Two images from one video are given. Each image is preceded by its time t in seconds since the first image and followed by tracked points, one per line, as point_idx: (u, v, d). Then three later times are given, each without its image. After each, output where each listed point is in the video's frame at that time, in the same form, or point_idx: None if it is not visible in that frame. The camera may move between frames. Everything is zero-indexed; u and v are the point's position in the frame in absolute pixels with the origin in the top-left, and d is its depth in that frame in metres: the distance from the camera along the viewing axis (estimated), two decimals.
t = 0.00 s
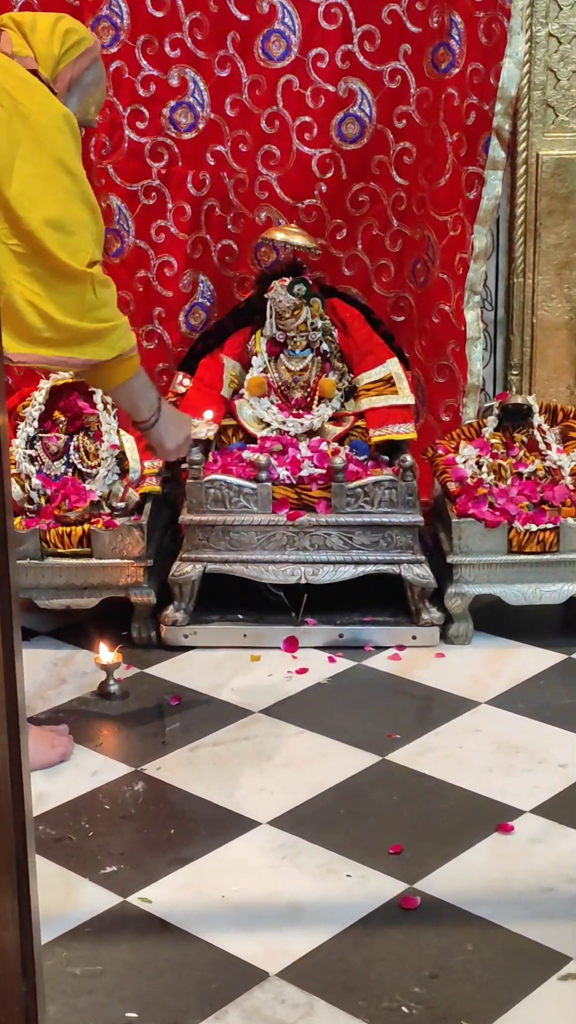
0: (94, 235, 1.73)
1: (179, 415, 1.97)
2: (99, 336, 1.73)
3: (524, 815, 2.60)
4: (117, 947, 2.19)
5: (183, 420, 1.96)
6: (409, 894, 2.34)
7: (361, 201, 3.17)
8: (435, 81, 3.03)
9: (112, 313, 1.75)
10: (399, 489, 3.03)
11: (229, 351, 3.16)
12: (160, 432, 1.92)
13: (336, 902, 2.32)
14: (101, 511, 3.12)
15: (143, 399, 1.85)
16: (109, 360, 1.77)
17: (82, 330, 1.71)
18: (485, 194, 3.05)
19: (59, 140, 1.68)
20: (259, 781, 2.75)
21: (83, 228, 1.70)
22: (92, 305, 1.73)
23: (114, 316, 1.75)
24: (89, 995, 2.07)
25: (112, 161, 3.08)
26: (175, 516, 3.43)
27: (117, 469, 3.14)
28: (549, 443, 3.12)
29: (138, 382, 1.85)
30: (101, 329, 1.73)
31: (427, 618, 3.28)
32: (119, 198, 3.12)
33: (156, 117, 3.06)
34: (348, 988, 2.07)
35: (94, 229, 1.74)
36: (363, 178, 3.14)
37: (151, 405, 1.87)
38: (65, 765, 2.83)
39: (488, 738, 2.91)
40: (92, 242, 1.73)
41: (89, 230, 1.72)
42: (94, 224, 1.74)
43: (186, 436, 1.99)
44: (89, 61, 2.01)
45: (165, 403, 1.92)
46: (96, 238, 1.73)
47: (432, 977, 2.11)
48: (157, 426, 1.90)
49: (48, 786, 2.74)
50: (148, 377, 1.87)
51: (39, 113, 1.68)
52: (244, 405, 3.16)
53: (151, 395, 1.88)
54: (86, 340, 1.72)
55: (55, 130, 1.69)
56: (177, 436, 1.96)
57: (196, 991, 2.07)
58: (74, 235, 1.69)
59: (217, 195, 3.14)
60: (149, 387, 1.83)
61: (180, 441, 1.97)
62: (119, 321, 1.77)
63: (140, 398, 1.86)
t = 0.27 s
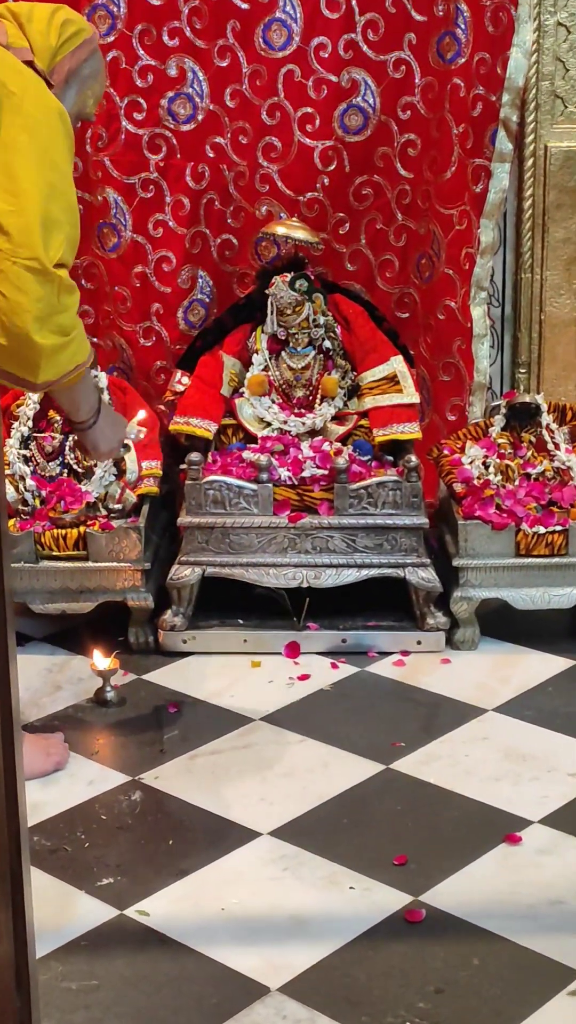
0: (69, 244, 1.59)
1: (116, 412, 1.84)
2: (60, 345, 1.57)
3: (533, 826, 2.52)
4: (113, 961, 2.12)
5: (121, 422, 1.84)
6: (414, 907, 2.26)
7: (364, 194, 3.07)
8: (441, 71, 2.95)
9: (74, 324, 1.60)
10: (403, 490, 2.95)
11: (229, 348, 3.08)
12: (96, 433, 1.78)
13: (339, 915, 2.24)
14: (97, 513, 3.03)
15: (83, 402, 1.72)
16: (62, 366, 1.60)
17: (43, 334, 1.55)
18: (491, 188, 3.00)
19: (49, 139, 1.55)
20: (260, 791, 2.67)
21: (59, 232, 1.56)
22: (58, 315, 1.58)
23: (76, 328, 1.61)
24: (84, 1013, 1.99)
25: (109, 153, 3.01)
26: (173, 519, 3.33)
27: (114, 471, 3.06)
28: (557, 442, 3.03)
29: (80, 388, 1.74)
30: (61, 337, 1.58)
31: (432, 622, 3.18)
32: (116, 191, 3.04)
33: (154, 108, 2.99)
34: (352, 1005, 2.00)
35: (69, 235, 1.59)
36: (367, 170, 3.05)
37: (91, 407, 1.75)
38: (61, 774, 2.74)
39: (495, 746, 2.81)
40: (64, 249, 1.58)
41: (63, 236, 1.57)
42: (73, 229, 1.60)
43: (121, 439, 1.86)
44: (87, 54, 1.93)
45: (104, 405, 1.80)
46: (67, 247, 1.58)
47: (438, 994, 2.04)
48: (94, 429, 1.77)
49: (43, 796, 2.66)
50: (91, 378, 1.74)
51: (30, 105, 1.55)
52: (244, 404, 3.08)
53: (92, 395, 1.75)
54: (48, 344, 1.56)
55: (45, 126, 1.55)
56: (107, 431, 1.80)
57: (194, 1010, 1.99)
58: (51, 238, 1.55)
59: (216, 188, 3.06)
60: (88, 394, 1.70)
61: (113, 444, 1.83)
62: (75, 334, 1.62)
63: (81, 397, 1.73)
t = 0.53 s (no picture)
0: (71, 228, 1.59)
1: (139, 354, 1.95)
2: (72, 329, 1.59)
3: (540, 838, 2.43)
4: (109, 979, 2.04)
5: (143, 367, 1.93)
6: (417, 923, 2.17)
7: (366, 190, 3.00)
8: (445, 62, 2.87)
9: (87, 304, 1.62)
10: (407, 493, 2.86)
11: (227, 348, 3.00)
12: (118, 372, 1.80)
13: (341, 932, 2.16)
14: (92, 517, 2.95)
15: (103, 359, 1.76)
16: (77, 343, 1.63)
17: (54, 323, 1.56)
18: (497, 183, 2.88)
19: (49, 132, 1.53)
20: (259, 803, 2.58)
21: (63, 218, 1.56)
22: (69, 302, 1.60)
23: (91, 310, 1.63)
24: None
25: (104, 147, 2.92)
26: (169, 526, 3.22)
27: (109, 474, 2.97)
28: (564, 444, 2.94)
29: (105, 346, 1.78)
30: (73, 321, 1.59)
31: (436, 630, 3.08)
32: (110, 186, 2.96)
33: (150, 101, 2.91)
34: None
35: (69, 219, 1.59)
36: (369, 166, 2.98)
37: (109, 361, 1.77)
38: (54, 786, 2.65)
39: (502, 757, 2.72)
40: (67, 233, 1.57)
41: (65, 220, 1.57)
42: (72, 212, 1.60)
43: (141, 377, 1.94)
44: (79, 42, 1.85)
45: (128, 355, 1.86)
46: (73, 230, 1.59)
47: (443, 1013, 1.95)
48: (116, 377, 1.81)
49: (36, 808, 2.57)
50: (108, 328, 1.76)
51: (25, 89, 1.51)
52: (243, 405, 3.00)
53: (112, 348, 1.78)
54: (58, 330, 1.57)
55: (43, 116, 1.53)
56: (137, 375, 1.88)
57: None
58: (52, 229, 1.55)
59: (214, 183, 2.97)
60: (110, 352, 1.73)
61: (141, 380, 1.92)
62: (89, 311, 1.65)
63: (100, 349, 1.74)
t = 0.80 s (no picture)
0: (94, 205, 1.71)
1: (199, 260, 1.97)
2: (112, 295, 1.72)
3: (551, 852, 2.34)
4: (104, 998, 1.95)
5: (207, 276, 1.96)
6: (423, 939, 2.08)
7: (370, 181, 2.90)
8: (452, 50, 2.77)
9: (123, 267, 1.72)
10: (411, 495, 2.77)
11: (226, 345, 2.89)
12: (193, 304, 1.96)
13: (344, 948, 2.06)
14: (87, 520, 2.85)
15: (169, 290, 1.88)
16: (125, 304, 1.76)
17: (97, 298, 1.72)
18: (505, 175, 2.79)
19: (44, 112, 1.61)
20: (260, 815, 2.48)
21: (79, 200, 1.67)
22: (98, 267, 1.69)
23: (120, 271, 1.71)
24: None
25: (98, 137, 2.84)
26: (167, 526, 3.13)
27: (105, 476, 2.87)
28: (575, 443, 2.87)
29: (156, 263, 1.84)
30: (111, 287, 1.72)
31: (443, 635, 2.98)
32: (106, 178, 2.87)
33: (147, 90, 2.82)
34: None
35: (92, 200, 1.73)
36: (373, 157, 2.88)
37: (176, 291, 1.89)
38: (48, 798, 2.55)
39: (510, 768, 2.62)
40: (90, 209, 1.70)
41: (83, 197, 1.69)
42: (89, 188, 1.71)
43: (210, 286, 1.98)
44: (70, 25, 1.81)
45: (185, 270, 1.91)
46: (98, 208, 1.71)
47: None
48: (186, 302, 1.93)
49: (29, 821, 2.47)
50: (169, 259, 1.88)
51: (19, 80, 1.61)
52: (243, 404, 2.90)
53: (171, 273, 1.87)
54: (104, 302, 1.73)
55: (43, 104, 1.63)
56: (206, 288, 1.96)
57: None
58: (67, 205, 1.65)
59: (213, 175, 2.88)
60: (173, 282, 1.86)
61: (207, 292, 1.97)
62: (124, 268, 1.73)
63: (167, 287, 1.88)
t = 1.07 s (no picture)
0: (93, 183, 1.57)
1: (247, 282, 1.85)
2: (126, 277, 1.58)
3: (563, 869, 2.22)
4: None
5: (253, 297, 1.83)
6: (429, 960, 1.98)
7: (374, 170, 2.80)
8: (459, 34, 2.67)
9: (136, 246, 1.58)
10: (417, 497, 2.67)
11: (224, 340, 2.78)
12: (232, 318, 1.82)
13: (347, 970, 1.95)
14: (79, 522, 2.75)
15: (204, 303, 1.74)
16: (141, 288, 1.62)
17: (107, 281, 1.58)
18: (514, 164, 2.68)
19: (30, 89, 1.46)
20: (259, 830, 2.36)
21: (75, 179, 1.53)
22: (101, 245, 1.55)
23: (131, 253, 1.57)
24: None
25: (91, 125, 2.73)
26: (163, 528, 3.03)
27: (98, 476, 2.78)
28: None
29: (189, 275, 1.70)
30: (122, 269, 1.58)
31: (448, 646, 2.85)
32: (99, 166, 2.76)
33: (142, 75, 2.71)
34: None
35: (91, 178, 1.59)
36: (377, 144, 2.78)
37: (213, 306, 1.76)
38: (38, 813, 2.43)
39: (520, 780, 2.50)
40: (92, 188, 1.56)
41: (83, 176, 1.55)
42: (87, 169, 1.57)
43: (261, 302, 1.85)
44: (57, 6, 1.64)
45: (224, 288, 1.78)
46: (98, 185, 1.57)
47: None
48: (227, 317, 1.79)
49: (19, 836, 2.36)
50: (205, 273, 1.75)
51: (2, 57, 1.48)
52: (241, 402, 2.78)
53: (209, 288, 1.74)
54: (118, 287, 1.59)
55: (25, 79, 1.49)
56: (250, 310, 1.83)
57: None
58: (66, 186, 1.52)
59: (211, 164, 2.77)
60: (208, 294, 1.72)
61: (253, 312, 1.84)
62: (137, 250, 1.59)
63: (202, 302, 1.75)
